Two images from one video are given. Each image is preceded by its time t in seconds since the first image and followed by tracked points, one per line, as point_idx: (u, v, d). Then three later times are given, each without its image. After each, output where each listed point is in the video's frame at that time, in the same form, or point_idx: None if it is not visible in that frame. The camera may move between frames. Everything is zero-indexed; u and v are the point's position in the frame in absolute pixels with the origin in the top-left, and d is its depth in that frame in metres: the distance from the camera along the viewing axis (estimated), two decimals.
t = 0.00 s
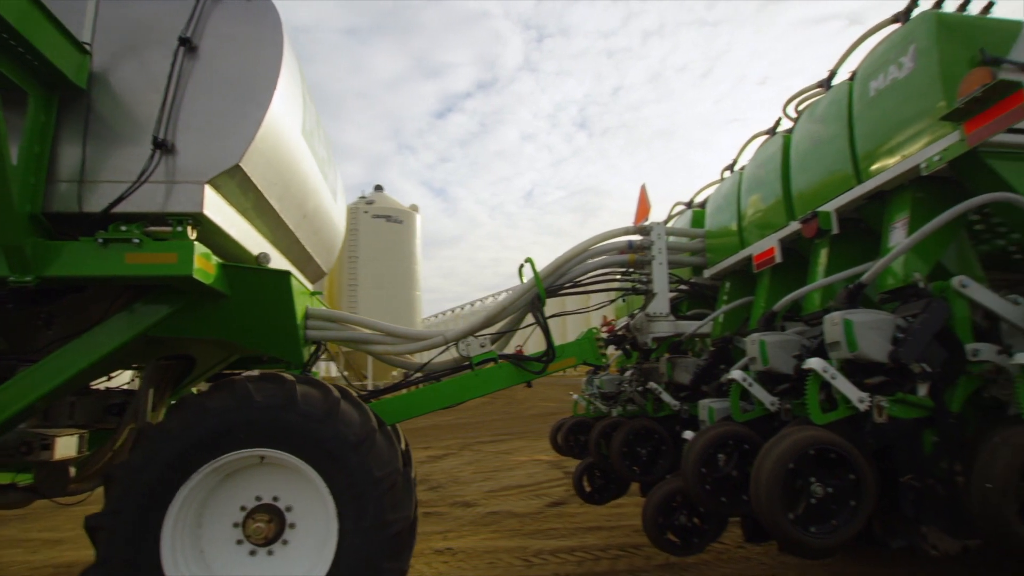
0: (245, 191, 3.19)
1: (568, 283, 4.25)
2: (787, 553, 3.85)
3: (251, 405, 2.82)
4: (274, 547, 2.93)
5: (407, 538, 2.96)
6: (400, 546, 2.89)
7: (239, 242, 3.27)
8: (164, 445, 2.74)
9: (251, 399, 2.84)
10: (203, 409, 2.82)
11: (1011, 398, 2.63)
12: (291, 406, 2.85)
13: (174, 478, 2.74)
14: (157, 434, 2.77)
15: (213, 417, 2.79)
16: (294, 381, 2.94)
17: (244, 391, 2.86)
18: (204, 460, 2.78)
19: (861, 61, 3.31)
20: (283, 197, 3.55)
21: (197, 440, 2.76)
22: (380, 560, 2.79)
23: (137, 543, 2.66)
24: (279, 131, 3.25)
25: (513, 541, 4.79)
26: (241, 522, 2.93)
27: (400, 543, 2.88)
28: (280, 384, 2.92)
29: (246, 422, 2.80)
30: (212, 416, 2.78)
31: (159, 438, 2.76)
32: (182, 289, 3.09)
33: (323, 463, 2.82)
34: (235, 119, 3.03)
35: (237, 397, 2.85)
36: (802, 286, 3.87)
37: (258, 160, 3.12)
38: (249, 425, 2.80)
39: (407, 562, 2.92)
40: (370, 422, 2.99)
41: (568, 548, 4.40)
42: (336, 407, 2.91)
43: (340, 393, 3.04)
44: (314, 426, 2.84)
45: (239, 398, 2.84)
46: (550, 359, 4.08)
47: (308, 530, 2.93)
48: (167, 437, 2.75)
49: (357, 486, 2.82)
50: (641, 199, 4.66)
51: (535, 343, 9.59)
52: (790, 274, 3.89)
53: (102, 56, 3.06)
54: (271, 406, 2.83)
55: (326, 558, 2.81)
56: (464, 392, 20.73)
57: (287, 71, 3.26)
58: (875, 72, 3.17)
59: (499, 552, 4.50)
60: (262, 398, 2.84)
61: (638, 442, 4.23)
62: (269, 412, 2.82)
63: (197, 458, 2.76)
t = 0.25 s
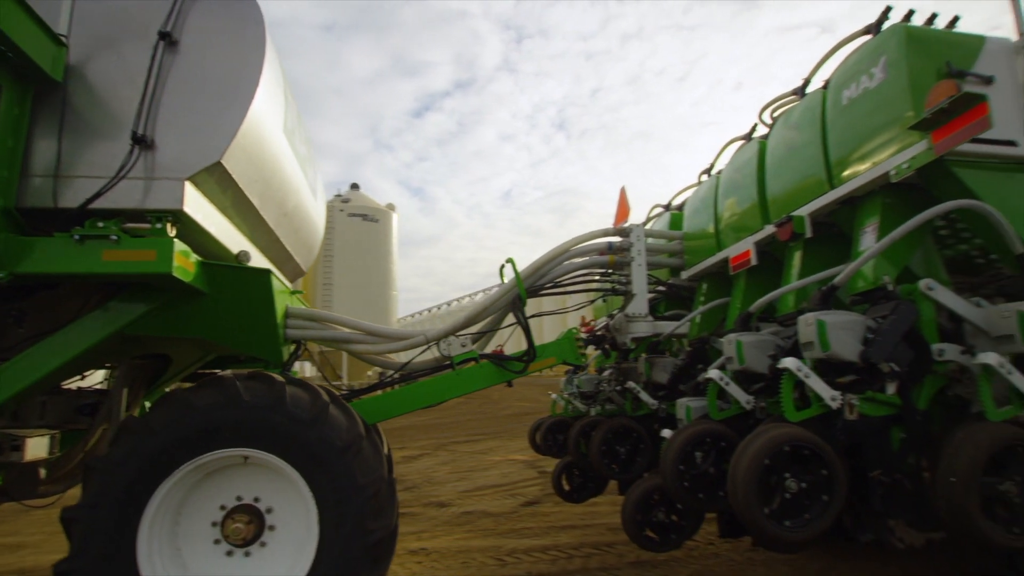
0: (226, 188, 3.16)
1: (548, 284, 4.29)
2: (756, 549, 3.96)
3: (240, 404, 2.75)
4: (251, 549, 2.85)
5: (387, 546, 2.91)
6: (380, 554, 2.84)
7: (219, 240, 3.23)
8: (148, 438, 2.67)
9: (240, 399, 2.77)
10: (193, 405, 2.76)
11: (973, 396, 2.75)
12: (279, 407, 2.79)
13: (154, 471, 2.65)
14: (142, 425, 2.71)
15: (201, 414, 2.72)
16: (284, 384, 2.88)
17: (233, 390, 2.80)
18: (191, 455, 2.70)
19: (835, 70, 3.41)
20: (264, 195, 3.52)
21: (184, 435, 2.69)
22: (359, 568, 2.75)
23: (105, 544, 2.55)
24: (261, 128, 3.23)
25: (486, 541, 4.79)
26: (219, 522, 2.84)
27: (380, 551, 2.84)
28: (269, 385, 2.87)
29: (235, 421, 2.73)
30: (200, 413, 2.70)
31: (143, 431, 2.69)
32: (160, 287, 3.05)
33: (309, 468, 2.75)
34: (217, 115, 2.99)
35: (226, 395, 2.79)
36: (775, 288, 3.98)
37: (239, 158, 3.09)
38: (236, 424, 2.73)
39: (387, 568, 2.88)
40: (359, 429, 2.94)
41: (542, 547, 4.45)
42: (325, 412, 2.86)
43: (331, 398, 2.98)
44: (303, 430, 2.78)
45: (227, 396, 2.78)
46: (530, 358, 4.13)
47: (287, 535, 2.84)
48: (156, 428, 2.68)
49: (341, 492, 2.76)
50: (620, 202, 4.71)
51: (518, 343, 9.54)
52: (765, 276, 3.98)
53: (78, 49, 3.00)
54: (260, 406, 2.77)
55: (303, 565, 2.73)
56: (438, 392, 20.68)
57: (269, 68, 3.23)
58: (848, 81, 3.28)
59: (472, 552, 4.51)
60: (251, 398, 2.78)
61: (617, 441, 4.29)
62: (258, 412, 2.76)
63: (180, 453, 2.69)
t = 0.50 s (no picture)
0: (205, 183, 3.12)
1: (528, 284, 4.33)
2: (723, 546, 4.08)
3: (227, 403, 2.69)
4: (228, 550, 2.77)
5: (367, 556, 2.83)
6: (360, 563, 2.77)
7: (198, 237, 3.20)
8: (133, 433, 2.60)
9: (227, 398, 2.71)
10: (181, 402, 2.69)
11: (936, 394, 2.87)
12: (267, 408, 2.73)
13: (135, 468, 2.59)
14: (128, 420, 2.63)
15: (187, 412, 2.66)
16: (273, 386, 2.84)
17: (221, 390, 2.72)
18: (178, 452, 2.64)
19: (809, 78, 3.52)
20: (243, 191, 3.49)
21: (168, 433, 2.62)
22: None
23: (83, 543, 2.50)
24: (241, 124, 3.20)
25: (458, 541, 4.81)
26: (196, 521, 2.76)
27: (360, 560, 2.76)
28: (257, 385, 2.82)
29: (223, 420, 2.67)
30: (187, 411, 2.64)
31: (127, 427, 2.62)
32: (137, 284, 3.02)
33: (292, 472, 2.69)
34: (197, 110, 2.96)
35: (214, 392, 2.73)
36: (749, 289, 4.08)
37: (219, 154, 3.06)
38: (223, 423, 2.67)
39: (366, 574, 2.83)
40: (346, 437, 2.89)
41: (515, 546, 4.50)
42: (313, 418, 2.81)
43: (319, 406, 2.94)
44: (288, 433, 2.72)
45: (214, 395, 2.71)
46: (510, 358, 4.18)
47: (263, 539, 2.76)
48: (142, 423, 2.61)
49: (323, 499, 2.70)
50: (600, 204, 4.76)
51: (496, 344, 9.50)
52: (740, 278, 4.07)
53: (53, 40, 2.93)
54: (248, 406, 2.72)
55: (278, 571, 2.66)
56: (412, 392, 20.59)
57: (250, 64, 3.20)
58: (820, 90, 3.38)
59: (445, 552, 4.52)
60: (238, 397, 2.72)
61: (596, 440, 4.34)
62: (246, 412, 2.71)
63: (161, 451, 2.61)
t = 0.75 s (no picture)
0: (183, 180, 3.09)
1: (508, 285, 4.36)
2: (692, 542, 4.19)
3: (214, 402, 2.65)
4: (203, 552, 2.71)
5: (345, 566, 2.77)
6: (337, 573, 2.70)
7: (175, 235, 3.16)
8: (116, 428, 2.55)
9: (214, 397, 2.66)
10: (168, 400, 2.63)
11: (901, 392, 2.99)
12: (253, 410, 2.68)
13: (117, 463, 2.54)
14: (117, 416, 2.57)
15: (174, 410, 2.60)
16: (261, 387, 2.79)
17: (210, 389, 2.67)
18: (164, 450, 2.59)
19: (782, 87, 3.62)
20: (221, 189, 3.45)
21: (152, 429, 2.57)
22: None
23: (57, 543, 2.44)
24: (221, 121, 3.17)
25: (431, 540, 4.83)
26: (172, 520, 2.69)
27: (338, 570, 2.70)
28: (244, 385, 2.77)
29: (211, 419, 2.62)
30: (174, 408, 2.58)
31: (110, 422, 2.56)
32: (112, 280, 2.98)
33: (274, 476, 2.65)
34: (176, 105, 2.92)
35: (200, 389, 2.68)
36: (724, 291, 4.18)
37: (198, 151, 3.03)
38: (209, 423, 2.62)
39: None
40: (333, 445, 2.84)
41: (488, 545, 4.54)
42: (300, 423, 2.76)
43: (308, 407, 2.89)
44: (274, 437, 2.67)
45: (201, 394, 2.66)
46: (490, 357, 4.23)
47: (241, 542, 2.70)
48: (128, 418, 2.56)
49: (303, 506, 2.65)
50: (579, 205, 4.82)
51: (474, 341, 9.77)
52: (715, 280, 4.17)
53: (26, 31, 2.87)
54: (234, 408, 2.66)
55: None
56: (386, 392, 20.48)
57: (229, 60, 3.17)
58: (793, 99, 3.49)
59: (417, 552, 4.52)
60: (225, 398, 2.67)
61: (574, 438, 4.41)
62: (232, 413, 2.65)
63: (144, 446, 2.57)
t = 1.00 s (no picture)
0: (161, 176, 3.06)
1: (487, 284, 4.40)
2: (662, 539, 4.30)
3: (201, 403, 2.62)
4: (178, 553, 2.67)
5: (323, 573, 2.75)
6: None
7: (152, 231, 3.12)
8: (101, 423, 2.51)
9: (201, 398, 2.64)
10: (156, 398, 2.61)
11: (867, 390, 3.12)
12: (240, 414, 2.66)
13: (98, 460, 2.51)
14: (95, 410, 2.55)
15: (160, 409, 2.58)
16: (249, 391, 2.78)
17: (198, 389, 2.65)
18: (146, 448, 2.56)
19: (756, 94, 3.73)
20: (199, 185, 3.42)
21: (136, 427, 2.54)
22: None
23: (30, 542, 2.39)
24: (200, 117, 3.14)
25: (404, 541, 4.83)
26: (148, 520, 2.65)
27: None
28: (232, 387, 2.75)
29: (197, 420, 2.60)
30: (161, 407, 2.56)
31: (94, 417, 2.52)
32: (87, 277, 2.94)
33: (257, 481, 2.63)
34: (154, 100, 2.89)
35: (188, 389, 2.66)
36: (700, 291, 4.28)
37: (176, 147, 3.00)
38: (195, 424, 2.59)
39: None
40: (318, 452, 2.82)
41: (461, 544, 4.58)
42: (287, 430, 2.73)
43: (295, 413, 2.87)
44: (259, 441, 2.65)
45: (188, 393, 2.64)
46: (469, 356, 4.27)
47: (217, 545, 2.67)
48: (112, 413, 2.53)
49: (284, 512, 2.63)
50: (557, 206, 4.89)
51: (451, 342, 9.74)
52: (690, 281, 4.27)
53: None
54: (221, 410, 2.64)
55: None
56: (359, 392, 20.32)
57: (209, 56, 3.15)
58: (766, 106, 3.60)
59: (389, 552, 4.52)
60: (212, 400, 2.65)
61: (552, 436, 4.47)
62: (219, 415, 2.64)
63: (127, 444, 2.53)
